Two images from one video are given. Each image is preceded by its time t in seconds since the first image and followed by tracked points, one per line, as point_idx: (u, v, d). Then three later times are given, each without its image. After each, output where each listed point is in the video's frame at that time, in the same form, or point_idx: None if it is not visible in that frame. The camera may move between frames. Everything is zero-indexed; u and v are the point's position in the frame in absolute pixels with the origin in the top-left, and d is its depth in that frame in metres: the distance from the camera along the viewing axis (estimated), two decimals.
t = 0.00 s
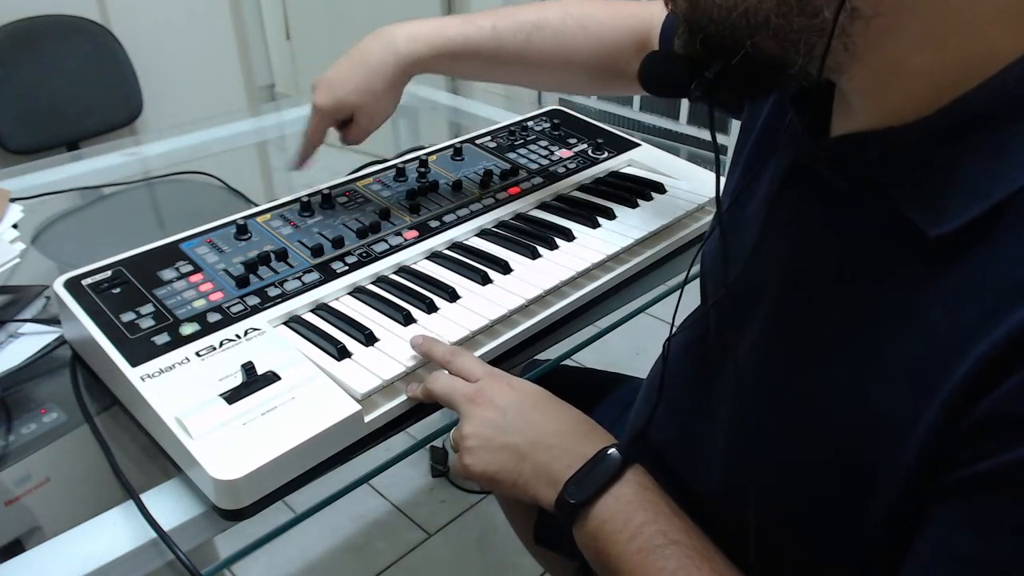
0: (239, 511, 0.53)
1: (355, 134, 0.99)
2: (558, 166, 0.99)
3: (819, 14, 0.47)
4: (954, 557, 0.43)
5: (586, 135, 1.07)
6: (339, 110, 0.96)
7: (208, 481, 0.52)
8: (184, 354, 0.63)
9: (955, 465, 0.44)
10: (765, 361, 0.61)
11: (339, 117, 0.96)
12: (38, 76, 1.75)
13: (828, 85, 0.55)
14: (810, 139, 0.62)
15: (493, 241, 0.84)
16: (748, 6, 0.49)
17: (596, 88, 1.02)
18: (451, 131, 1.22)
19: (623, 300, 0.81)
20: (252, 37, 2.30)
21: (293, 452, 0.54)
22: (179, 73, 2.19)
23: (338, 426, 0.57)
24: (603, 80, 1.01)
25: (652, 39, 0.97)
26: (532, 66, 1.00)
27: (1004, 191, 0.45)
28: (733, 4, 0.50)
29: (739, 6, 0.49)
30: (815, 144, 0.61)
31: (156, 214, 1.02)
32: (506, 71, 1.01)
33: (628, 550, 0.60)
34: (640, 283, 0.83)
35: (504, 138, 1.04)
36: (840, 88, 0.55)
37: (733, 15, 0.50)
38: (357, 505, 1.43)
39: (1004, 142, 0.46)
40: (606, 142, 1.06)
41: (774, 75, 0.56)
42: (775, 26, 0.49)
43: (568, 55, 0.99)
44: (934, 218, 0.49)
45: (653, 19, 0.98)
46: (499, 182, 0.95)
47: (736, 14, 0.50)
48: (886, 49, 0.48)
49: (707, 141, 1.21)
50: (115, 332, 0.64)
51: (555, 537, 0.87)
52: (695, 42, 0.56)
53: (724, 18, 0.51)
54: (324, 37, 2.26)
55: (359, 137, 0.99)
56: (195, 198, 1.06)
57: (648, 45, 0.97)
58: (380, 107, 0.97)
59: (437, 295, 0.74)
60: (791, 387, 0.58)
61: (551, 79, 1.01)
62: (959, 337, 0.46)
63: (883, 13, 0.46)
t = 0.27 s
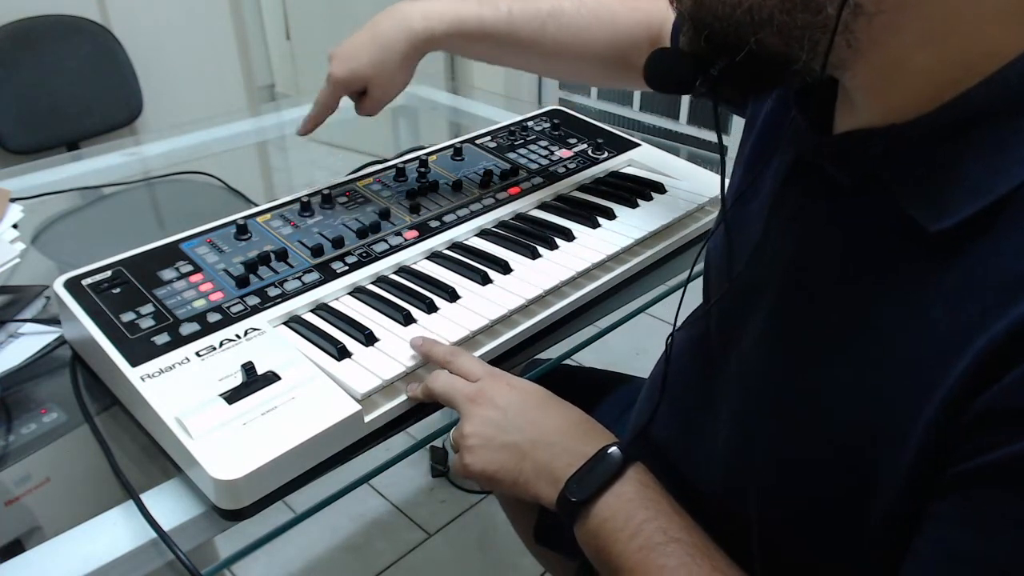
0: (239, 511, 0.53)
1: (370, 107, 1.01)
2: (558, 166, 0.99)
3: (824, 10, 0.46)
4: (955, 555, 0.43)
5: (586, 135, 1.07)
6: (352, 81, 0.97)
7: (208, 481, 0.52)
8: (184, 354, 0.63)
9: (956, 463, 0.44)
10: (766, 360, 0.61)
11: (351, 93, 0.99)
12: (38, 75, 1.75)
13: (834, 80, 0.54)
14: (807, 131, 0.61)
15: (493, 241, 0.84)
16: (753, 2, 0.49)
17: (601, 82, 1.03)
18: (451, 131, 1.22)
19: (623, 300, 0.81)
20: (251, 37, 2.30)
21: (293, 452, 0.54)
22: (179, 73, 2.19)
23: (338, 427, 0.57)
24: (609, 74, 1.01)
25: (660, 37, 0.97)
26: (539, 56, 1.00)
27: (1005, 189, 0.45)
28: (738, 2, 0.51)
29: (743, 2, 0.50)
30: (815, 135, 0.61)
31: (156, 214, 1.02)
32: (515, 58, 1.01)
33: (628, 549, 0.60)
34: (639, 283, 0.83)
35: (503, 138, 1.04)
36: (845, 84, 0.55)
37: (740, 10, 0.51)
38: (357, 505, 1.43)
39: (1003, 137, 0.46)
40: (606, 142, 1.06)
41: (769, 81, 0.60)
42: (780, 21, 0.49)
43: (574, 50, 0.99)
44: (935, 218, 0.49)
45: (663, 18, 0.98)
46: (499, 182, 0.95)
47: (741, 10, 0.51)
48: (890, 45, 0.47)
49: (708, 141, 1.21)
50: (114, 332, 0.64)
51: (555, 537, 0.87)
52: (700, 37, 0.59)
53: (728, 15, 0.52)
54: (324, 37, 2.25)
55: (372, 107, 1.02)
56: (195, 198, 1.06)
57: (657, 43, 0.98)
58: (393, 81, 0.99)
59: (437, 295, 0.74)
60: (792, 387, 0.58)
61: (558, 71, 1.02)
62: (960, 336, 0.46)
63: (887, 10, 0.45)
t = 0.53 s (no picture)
0: (239, 510, 0.53)
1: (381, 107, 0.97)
2: (558, 166, 0.99)
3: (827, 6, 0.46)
4: (957, 553, 0.43)
5: (586, 135, 1.07)
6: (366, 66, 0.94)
7: (208, 481, 0.52)
8: (184, 354, 0.63)
9: (958, 462, 0.44)
10: (765, 360, 0.61)
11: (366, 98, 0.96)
12: (38, 75, 1.75)
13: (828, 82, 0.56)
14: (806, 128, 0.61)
15: (493, 241, 0.84)
16: None
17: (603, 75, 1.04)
18: (451, 131, 1.22)
19: (623, 300, 0.81)
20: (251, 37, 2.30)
21: (293, 452, 0.54)
22: (178, 73, 2.19)
23: (338, 427, 0.57)
24: (614, 67, 1.02)
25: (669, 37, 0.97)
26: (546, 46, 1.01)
27: (1006, 185, 0.45)
28: None
29: None
30: (808, 117, 0.59)
31: (156, 214, 1.02)
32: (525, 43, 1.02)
33: (629, 546, 0.59)
34: (639, 283, 0.83)
35: (504, 138, 1.04)
36: (843, 83, 0.55)
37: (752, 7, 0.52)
38: (357, 505, 1.43)
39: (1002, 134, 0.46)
40: (606, 142, 1.06)
41: (773, 78, 0.61)
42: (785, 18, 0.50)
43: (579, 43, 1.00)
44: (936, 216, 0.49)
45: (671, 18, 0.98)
46: (499, 182, 0.95)
47: (748, 6, 0.52)
48: (893, 38, 0.47)
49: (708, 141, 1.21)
50: (115, 332, 0.64)
51: (555, 537, 0.87)
52: (708, 32, 0.60)
53: (736, 11, 0.54)
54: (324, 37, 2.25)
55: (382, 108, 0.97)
56: (195, 198, 1.06)
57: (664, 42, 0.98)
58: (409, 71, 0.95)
59: (437, 295, 0.74)
60: (791, 386, 0.58)
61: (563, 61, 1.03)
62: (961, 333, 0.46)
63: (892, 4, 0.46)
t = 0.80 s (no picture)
0: (239, 510, 0.53)
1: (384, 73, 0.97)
2: (558, 166, 0.99)
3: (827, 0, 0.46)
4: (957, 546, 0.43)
5: (586, 134, 1.07)
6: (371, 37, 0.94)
7: (208, 481, 0.52)
8: (184, 354, 0.63)
9: (954, 453, 0.44)
10: (765, 360, 0.61)
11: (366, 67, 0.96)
12: (38, 75, 1.75)
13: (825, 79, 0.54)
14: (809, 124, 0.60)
15: (493, 241, 0.84)
16: None
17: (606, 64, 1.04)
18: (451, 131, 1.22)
19: (623, 300, 0.81)
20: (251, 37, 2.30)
21: (294, 452, 0.54)
22: (178, 74, 2.19)
23: (338, 427, 0.57)
24: (620, 59, 1.02)
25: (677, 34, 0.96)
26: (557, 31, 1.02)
27: (1005, 178, 0.45)
28: None
29: None
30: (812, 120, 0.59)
31: (156, 214, 1.02)
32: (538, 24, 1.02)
33: (627, 539, 0.59)
34: (640, 283, 0.83)
35: (504, 138, 1.04)
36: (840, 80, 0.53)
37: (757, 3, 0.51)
38: (357, 506, 1.43)
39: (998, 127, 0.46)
40: (606, 142, 1.06)
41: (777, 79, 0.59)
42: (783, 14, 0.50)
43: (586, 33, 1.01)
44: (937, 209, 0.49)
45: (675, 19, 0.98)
46: (499, 182, 0.95)
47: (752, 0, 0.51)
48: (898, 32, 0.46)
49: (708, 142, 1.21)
50: (115, 332, 0.64)
51: (555, 537, 0.87)
52: (711, 27, 0.60)
53: (741, 6, 0.53)
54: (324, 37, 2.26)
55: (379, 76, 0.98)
56: (195, 198, 1.06)
57: (673, 38, 0.97)
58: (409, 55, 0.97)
59: (437, 295, 0.74)
60: (792, 386, 0.58)
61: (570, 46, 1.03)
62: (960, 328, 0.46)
63: None
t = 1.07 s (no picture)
0: (239, 511, 0.53)
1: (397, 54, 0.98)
2: (558, 166, 0.99)
3: None
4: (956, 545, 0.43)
5: (586, 134, 1.07)
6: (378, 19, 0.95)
7: (208, 481, 0.52)
8: (184, 354, 0.63)
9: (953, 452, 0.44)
10: (764, 361, 0.61)
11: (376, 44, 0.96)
12: (38, 75, 1.75)
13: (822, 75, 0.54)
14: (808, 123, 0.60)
15: (493, 241, 0.84)
16: None
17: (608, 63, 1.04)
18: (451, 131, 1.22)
19: (623, 300, 0.81)
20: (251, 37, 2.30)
21: (294, 452, 0.54)
22: (179, 73, 2.19)
23: (338, 427, 0.57)
24: (623, 60, 1.02)
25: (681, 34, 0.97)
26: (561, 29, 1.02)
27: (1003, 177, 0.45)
28: None
29: None
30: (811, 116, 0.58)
31: (156, 214, 1.02)
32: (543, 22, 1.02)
33: (626, 537, 0.59)
34: (639, 283, 0.83)
35: (504, 138, 1.04)
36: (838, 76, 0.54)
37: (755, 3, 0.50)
38: (357, 506, 1.43)
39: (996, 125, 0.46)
40: (606, 142, 1.06)
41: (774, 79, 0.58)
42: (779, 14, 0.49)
43: (591, 32, 1.01)
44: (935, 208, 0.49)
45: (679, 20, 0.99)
46: (499, 182, 0.95)
47: None
48: (892, 30, 0.47)
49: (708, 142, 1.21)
50: (115, 332, 0.64)
51: (555, 537, 0.87)
52: (708, 25, 0.59)
53: (738, 3, 0.52)
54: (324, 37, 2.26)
55: (388, 59, 0.98)
56: (196, 198, 1.06)
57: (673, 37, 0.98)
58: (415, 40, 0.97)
59: (437, 295, 0.74)
60: (790, 386, 0.58)
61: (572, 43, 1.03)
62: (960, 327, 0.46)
63: None
